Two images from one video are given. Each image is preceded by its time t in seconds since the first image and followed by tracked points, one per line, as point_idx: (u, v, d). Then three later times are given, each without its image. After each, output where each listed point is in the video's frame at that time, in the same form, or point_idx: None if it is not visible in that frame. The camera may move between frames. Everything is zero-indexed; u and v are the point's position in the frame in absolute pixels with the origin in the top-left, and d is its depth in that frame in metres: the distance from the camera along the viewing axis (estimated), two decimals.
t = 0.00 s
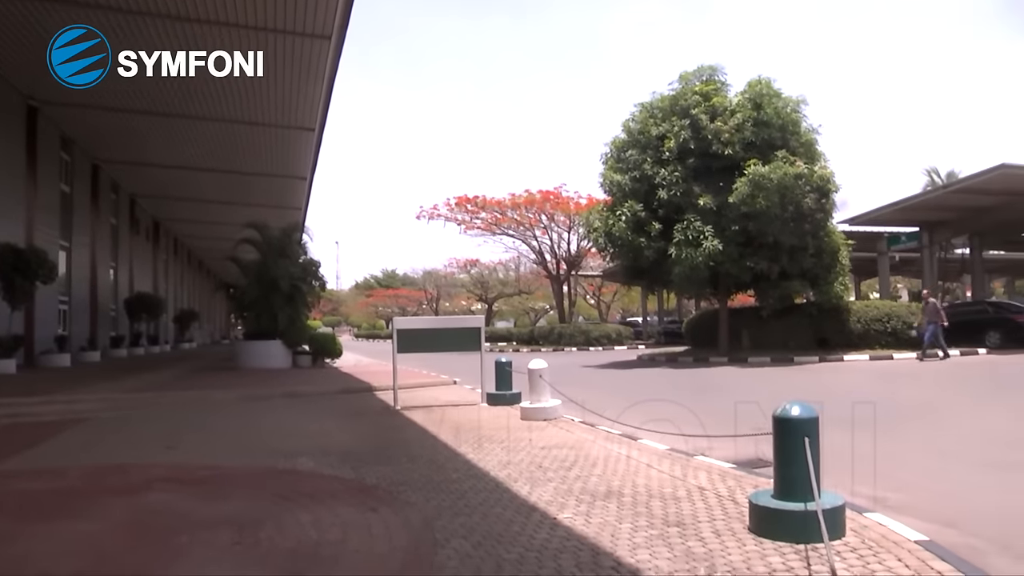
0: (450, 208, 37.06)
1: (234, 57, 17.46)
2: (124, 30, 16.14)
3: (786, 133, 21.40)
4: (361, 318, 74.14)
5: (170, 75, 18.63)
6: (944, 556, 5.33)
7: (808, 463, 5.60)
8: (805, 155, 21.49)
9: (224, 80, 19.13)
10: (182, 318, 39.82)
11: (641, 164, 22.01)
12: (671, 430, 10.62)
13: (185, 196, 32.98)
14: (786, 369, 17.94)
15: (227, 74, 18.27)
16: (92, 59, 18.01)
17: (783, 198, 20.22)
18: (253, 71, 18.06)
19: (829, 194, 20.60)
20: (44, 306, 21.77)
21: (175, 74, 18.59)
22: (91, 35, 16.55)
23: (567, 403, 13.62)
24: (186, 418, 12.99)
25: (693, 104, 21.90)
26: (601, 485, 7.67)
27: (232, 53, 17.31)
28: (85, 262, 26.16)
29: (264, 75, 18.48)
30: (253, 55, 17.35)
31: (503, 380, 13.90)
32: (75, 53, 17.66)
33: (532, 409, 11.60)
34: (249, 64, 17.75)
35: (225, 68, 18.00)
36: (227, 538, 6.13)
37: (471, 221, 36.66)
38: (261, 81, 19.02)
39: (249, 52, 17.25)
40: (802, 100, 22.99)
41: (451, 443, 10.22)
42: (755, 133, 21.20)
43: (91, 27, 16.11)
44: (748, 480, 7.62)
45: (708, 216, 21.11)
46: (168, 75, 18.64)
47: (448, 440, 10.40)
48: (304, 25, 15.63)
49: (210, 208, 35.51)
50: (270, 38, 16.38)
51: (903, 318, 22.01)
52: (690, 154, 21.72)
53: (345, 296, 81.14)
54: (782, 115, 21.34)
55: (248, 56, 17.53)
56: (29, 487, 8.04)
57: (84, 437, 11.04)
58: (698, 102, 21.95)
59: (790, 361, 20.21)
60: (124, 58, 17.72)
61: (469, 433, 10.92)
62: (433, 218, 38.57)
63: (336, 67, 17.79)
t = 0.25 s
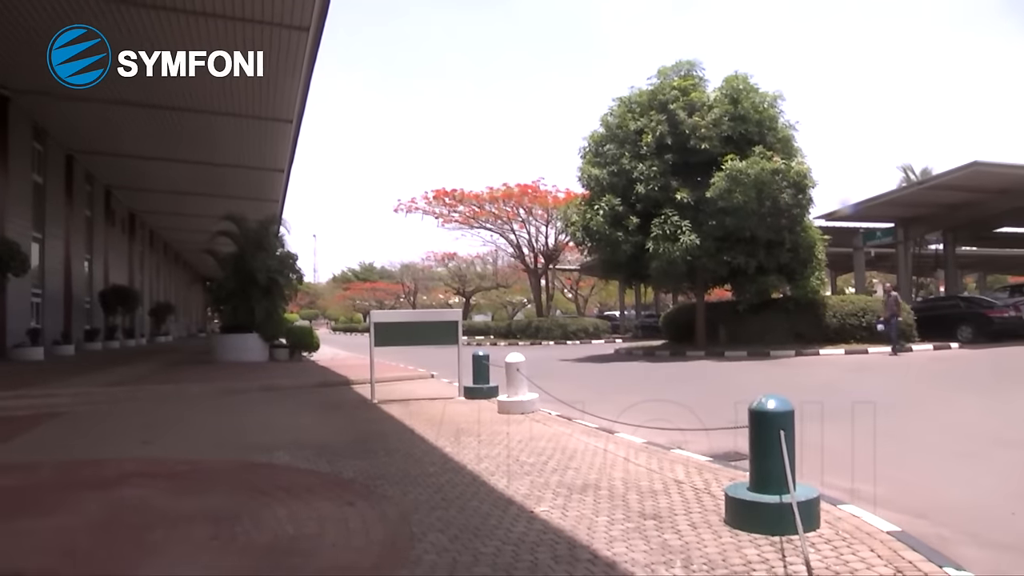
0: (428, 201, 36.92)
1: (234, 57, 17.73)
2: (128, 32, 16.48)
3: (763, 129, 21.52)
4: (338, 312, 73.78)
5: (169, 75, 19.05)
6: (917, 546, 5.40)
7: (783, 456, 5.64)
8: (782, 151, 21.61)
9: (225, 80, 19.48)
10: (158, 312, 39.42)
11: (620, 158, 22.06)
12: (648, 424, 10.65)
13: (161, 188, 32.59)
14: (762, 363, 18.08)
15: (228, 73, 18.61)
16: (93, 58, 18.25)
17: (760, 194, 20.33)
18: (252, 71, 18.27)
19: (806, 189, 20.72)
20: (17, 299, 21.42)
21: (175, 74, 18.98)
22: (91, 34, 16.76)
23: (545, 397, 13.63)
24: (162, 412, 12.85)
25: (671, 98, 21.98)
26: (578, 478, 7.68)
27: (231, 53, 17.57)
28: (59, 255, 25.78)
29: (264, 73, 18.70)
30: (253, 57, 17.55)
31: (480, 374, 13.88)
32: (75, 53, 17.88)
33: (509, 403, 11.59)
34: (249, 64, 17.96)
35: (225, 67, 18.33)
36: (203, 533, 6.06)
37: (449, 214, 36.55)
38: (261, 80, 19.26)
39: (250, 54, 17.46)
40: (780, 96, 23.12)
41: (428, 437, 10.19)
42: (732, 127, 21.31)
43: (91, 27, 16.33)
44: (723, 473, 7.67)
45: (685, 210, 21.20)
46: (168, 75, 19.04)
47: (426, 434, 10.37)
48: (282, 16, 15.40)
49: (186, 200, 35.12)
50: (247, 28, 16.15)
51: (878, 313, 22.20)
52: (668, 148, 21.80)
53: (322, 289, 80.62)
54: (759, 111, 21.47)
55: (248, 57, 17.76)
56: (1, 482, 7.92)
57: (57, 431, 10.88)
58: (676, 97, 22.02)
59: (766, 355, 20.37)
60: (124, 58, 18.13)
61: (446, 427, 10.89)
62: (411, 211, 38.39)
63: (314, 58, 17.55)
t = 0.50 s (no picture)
0: (405, 197, 36.77)
1: (234, 56, 17.79)
2: (128, 32, 16.63)
3: (740, 126, 21.64)
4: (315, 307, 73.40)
5: (168, 75, 19.20)
6: (890, 539, 5.45)
7: (759, 451, 5.68)
8: (759, 148, 21.73)
9: (225, 80, 19.57)
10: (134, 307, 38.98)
11: (597, 154, 22.10)
12: (624, 419, 10.69)
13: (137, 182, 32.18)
14: (738, 359, 18.22)
15: (228, 73, 18.67)
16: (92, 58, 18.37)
17: (737, 190, 20.41)
18: (252, 71, 18.34)
19: (783, 186, 20.83)
20: None
21: (175, 74, 19.11)
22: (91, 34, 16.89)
23: (522, 392, 13.64)
24: (137, 408, 12.70)
25: (649, 95, 22.05)
26: (555, 474, 7.69)
27: (232, 53, 17.63)
28: (32, 249, 25.38)
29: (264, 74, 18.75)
30: (253, 56, 17.63)
31: (457, 369, 13.85)
32: (75, 54, 18.01)
33: (487, 398, 11.58)
34: (248, 64, 18.05)
35: (225, 68, 18.43)
36: (179, 530, 5.99)
37: (426, 210, 36.44)
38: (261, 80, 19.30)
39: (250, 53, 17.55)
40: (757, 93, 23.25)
41: (405, 432, 10.15)
42: (709, 124, 21.39)
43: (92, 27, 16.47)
44: (700, 468, 7.70)
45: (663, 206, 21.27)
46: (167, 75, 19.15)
47: (403, 430, 10.32)
48: (260, 9, 15.16)
49: (161, 194, 34.68)
50: (224, 20, 15.89)
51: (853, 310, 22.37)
52: (645, 145, 21.84)
53: (298, 285, 80.10)
54: (736, 108, 21.58)
55: (247, 57, 17.83)
56: None
57: (30, 428, 10.72)
58: (654, 93, 22.08)
59: (741, 351, 20.55)
60: (124, 58, 18.17)
61: (423, 422, 10.85)
62: (388, 206, 38.22)
63: (293, 51, 17.27)
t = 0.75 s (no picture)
0: (386, 192, 36.62)
1: (234, 56, 17.59)
2: (127, 33, 16.64)
3: (721, 123, 21.73)
4: (296, 303, 73.14)
5: (169, 74, 19.18)
6: (867, 533, 5.49)
7: (739, 446, 5.70)
8: (740, 145, 21.83)
9: (227, 80, 19.47)
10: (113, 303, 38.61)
11: (578, 150, 22.10)
12: (605, 415, 10.70)
13: (115, 177, 31.82)
14: (719, 355, 18.30)
15: (228, 74, 18.51)
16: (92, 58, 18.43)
17: (718, 187, 20.48)
18: (253, 71, 18.11)
19: (764, 184, 20.95)
20: None
21: (175, 74, 19.10)
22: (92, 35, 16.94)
23: (502, 388, 13.63)
24: (116, 404, 12.58)
25: (630, 92, 22.08)
26: (536, 470, 7.69)
27: (231, 53, 17.42)
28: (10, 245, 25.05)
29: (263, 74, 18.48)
30: (252, 55, 17.36)
31: (438, 365, 13.81)
32: (74, 53, 18.05)
33: (468, 394, 11.55)
34: (248, 64, 17.82)
35: (225, 68, 18.27)
36: (158, 527, 5.93)
37: (407, 206, 36.31)
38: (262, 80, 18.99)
39: (249, 53, 17.31)
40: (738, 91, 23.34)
41: (386, 429, 10.11)
42: (690, 121, 21.44)
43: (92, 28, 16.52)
44: (681, 463, 7.73)
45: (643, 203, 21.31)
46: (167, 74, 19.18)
47: (384, 426, 10.29)
48: (240, 3, 14.91)
49: (140, 189, 34.31)
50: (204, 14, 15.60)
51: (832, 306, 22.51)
52: (626, 142, 21.88)
53: (279, 280, 79.58)
54: (717, 105, 21.65)
55: (246, 56, 17.60)
56: None
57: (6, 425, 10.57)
58: (635, 90, 22.12)
59: (723, 347, 20.62)
60: (124, 58, 18.23)
61: (404, 419, 10.81)
62: (369, 202, 38.04)
63: (274, 46, 16.98)
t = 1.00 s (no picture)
0: (367, 188, 36.46)
1: (232, 55, 17.34)
2: (120, 32, 16.53)
3: (702, 121, 21.83)
4: (277, 300, 72.73)
5: (170, 74, 19.09)
6: (846, 528, 5.54)
7: (718, 442, 5.73)
8: (720, 144, 21.94)
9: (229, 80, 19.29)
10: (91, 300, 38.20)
11: (559, 147, 22.11)
12: (586, 412, 10.71)
13: (93, 172, 31.44)
14: (700, 352, 18.39)
15: (229, 73, 18.29)
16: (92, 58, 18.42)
17: (698, 185, 20.58)
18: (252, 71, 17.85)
19: (744, 182, 21.08)
20: None
21: (175, 74, 18.98)
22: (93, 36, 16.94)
23: (483, 385, 13.61)
24: (94, 402, 12.44)
25: (611, 90, 22.13)
26: (516, 466, 7.69)
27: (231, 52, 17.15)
28: None
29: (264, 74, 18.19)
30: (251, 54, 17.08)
31: (419, 362, 13.78)
32: (74, 53, 18.05)
33: (448, 391, 11.53)
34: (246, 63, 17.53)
35: (224, 67, 18.07)
36: (137, 526, 5.87)
37: (388, 202, 36.17)
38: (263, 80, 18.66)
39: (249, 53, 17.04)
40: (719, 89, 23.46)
41: (366, 426, 10.07)
42: (671, 119, 21.53)
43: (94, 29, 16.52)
44: (661, 460, 7.76)
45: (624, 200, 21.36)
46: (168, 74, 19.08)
47: (364, 423, 10.24)
48: None
49: (118, 184, 33.93)
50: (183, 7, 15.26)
51: (812, 303, 22.65)
52: (608, 139, 21.92)
53: (259, 277, 79.03)
54: (698, 103, 21.75)
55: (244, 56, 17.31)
56: None
57: None
58: (617, 88, 22.17)
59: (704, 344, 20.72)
60: (124, 58, 18.19)
61: (384, 416, 10.77)
62: (350, 198, 37.84)
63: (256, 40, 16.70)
